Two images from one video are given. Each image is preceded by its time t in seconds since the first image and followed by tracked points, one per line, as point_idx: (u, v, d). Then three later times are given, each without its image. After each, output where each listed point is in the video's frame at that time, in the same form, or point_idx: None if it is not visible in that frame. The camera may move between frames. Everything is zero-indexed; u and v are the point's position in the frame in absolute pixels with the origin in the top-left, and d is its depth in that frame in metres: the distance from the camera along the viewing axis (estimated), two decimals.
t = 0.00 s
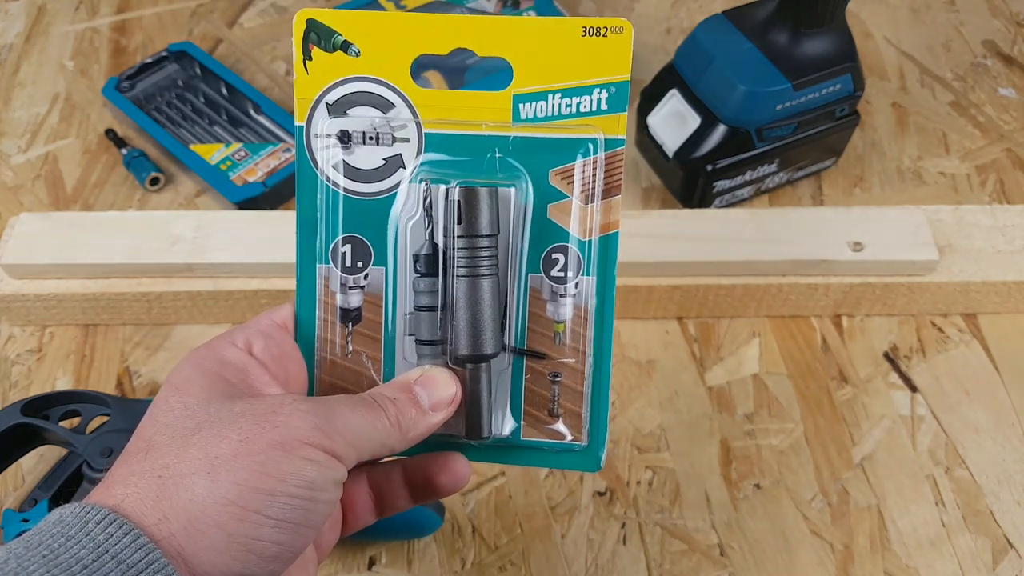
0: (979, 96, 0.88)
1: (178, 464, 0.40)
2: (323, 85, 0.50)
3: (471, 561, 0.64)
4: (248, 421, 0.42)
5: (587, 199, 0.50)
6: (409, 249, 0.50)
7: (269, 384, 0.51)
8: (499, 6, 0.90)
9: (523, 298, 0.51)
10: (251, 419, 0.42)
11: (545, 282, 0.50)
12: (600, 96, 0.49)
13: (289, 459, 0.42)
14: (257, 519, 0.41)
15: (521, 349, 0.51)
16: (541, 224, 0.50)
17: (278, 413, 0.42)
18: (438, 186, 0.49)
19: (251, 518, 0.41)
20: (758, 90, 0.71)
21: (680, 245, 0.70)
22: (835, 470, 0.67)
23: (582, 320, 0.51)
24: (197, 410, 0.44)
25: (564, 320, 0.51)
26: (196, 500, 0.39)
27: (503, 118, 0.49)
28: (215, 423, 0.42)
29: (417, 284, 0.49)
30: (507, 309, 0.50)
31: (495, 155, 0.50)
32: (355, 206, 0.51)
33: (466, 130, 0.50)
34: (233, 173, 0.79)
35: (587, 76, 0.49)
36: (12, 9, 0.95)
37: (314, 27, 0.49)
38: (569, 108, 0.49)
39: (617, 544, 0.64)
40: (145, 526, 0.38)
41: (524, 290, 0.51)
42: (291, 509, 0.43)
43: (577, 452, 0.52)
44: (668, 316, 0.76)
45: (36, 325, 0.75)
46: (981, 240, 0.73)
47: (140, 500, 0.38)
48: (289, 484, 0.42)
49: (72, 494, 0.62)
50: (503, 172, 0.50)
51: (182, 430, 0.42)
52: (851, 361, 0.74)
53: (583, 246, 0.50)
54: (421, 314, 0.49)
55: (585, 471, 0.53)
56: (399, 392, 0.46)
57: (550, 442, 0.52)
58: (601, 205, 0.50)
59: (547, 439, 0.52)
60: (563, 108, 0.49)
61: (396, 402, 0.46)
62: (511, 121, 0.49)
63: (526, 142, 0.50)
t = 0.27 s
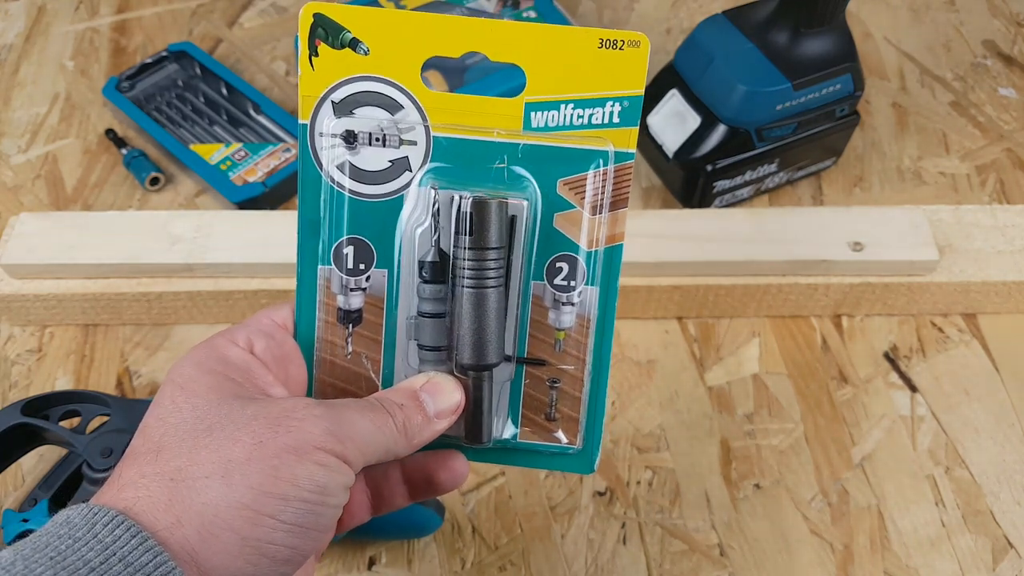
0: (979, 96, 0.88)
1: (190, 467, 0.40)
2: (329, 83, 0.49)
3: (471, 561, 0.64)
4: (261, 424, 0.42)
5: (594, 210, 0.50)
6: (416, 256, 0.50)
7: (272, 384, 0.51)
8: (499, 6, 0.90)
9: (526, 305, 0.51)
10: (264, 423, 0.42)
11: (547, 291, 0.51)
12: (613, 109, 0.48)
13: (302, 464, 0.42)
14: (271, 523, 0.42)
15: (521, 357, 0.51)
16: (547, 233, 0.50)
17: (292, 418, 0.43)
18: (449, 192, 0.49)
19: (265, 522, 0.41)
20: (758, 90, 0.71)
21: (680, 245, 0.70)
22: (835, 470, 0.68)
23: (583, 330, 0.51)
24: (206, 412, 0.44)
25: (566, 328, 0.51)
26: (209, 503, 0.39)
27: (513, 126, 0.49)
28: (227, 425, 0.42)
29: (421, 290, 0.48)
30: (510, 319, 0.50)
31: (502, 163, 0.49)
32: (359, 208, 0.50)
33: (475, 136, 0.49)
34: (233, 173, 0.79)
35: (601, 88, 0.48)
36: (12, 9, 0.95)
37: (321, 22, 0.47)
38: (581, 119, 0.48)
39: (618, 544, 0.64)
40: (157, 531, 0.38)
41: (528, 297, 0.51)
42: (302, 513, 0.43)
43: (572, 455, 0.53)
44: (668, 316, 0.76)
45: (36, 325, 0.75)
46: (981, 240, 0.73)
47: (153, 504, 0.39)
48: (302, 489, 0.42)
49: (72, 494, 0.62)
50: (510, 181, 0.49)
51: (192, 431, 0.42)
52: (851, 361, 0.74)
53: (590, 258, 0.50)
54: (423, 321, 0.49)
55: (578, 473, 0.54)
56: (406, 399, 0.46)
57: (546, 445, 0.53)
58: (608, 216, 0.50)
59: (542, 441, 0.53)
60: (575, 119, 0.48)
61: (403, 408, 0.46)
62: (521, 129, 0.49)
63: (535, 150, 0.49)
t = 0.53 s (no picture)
0: (979, 96, 0.88)
1: (191, 460, 0.40)
2: (334, 74, 0.49)
3: (471, 561, 0.64)
4: (262, 417, 0.42)
5: (596, 210, 0.50)
6: (417, 251, 0.50)
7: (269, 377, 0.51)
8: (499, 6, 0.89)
9: (526, 303, 0.51)
10: (264, 416, 0.42)
11: (547, 288, 0.50)
12: (618, 110, 0.48)
13: (303, 457, 0.42)
14: (271, 517, 0.42)
15: (520, 355, 0.51)
16: (548, 230, 0.50)
17: (292, 411, 0.43)
18: (451, 187, 0.49)
19: (266, 515, 0.41)
20: (758, 90, 0.71)
21: (680, 245, 0.70)
22: (835, 469, 0.67)
23: (581, 327, 0.51)
24: (206, 404, 0.44)
25: (563, 326, 0.51)
26: (210, 496, 0.40)
27: (517, 123, 0.49)
28: (227, 418, 0.42)
29: (422, 286, 0.49)
30: (509, 318, 0.50)
31: (505, 160, 0.49)
32: (361, 202, 0.50)
33: (479, 131, 0.49)
34: (233, 173, 0.79)
35: (607, 88, 0.48)
36: (12, 9, 0.95)
37: (328, 12, 0.47)
38: (586, 118, 0.48)
39: (617, 544, 0.64)
40: (157, 525, 0.38)
41: (528, 295, 0.51)
42: (303, 507, 0.43)
43: (567, 450, 0.53)
44: (668, 316, 0.76)
45: (36, 325, 0.75)
46: (981, 240, 0.73)
47: (154, 497, 0.39)
48: (302, 482, 0.42)
49: (72, 494, 0.62)
50: (512, 177, 0.49)
51: (192, 425, 0.42)
52: (851, 361, 0.74)
53: (590, 257, 0.50)
54: (422, 315, 0.49)
55: (572, 469, 0.54)
56: (406, 393, 0.46)
57: (541, 441, 0.53)
58: (609, 216, 0.50)
59: (539, 437, 0.53)
60: (579, 118, 0.48)
61: (403, 403, 0.46)
62: (525, 127, 0.49)
63: (538, 148, 0.49)
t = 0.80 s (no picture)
0: (979, 96, 0.88)
1: (193, 465, 0.40)
2: (343, 79, 0.49)
3: (471, 561, 0.64)
4: (263, 421, 0.42)
5: (600, 216, 0.50)
6: (422, 255, 0.50)
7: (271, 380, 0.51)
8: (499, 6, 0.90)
9: (529, 307, 0.51)
10: (266, 420, 0.42)
11: (550, 294, 0.51)
12: (623, 118, 0.48)
13: (305, 462, 0.42)
14: (273, 522, 0.42)
15: (523, 361, 0.51)
16: (552, 235, 0.50)
17: (294, 415, 0.43)
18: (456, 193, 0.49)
19: (268, 519, 0.41)
20: (758, 90, 0.71)
21: (680, 244, 0.70)
22: (835, 470, 0.68)
23: (584, 332, 0.51)
24: (208, 408, 0.44)
25: (567, 331, 0.51)
26: (212, 501, 0.40)
27: (524, 129, 0.49)
28: (229, 422, 0.42)
29: (425, 289, 0.48)
30: (513, 323, 0.50)
31: (511, 165, 0.49)
32: (367, 206, 0.50)
33: (485, 137, 0.49)
34: (233, 173, 0.79)
35: (612, 95, 0.48)
36: (12, 9, 0.95)
37: (337, 18, 0.47)
38: (590, 126, 0.48)
39: (618, 544, 0.64)
40: (160, 530, 0.38)
41: (531, 299, 0.51)
42: (305, 511, 0.43)
43: (570, 457, 0.53)
44: (668, 316, 0.76)
45: (36, 325, 0.75)
46: (981, 240, 0.73)
47: (157, 502, 0.39)
48: (304, 487, 0.42)
49: (72, 494, 0.62)
50: (517, 183, 0.49)
51: (194, 430, 0.42)
52: (851, 361, 0.74)
53: (591, 263, 0.50)
54: (426, 318, 0.49)
55: (574, 475, 0.54)
56: (409, 396, 0.46)
57: (543, 446, 0.53)
58: (613, 222, 0.50)
59: (541, 443, 0.53)
60: (584, 126, 0.48)
61: (407, 406, 0.46)
62: (531, 133, 0.49)
63: (544, 155, 0.49)
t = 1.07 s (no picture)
0: (979, 96, 0.88)
1: (192, 466, 0.40)
2: (341, 80, 0.49)
3: (471, 561, 0.64)
4: (263, 422, 0.42)
5: (598, 215, 0.50)
6: (420, 254, 0.50)
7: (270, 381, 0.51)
8: (499, 6, 0.90)
9: (528, 306, 0.51)
10: (266, 421, 0.42)
11: (548, 292, 0.51)
12: (619, 116, 0.48)
13: (304, 461, 0.42)
14: (273, 521, 0.42)
15: (522, 359, 0.51)
16: (550, 234, 0.50)
17: (293, 415, 0.43)
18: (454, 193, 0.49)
19: (268, 519, 0.41)
20: (757, 90, 0.71)
21: (680, 245, 0.70)
22: (835, 470, 0.68)
23: (583, 330, 0.51)
24: (207, 409, 0.44)
25: (566, 329, 0.51)
26: (212, 502, 0.40)
27: (521, 128, 0.49)
28: (229, 423, 0.42)
29: (424, 288, 0.48)
30: (513, 322, 0.50)
31: (509, 164, 0.49)
32: (366, 206, 0.50)
33: (483, 137, 0.49)
34: (233, 173, 0.79)
35: (608, 94, 0.48)
36: (12, 9, 0.95)
37: (336, 20, 0.47)
38: (587, 125, 0.48)
39: (618, 544, 0.64)
40: (160, 530, 0.38)
41: (530, 298, 0.51)
42: (304, 510, 0.43)
43: (570, 455, 0.53)
44: (668, 316, 0.76)
45: (36, 325, 0.75)
46: (980, 240, 0.73)
47: (157, 503, 0.39)
48: (304, 486, 0.42)
49: (72, 494, 0.62)
50: (514, 181, 0.50)
51: (193, 430, 0.42)
52: (851, 361, 0.74)
53: (591, 260, 0.50)
54: (426, 317, 0.49)
55: (575, 473, 0.54)
56: (409, 395, 0.46)
57: (543, 445, 0.53)
58: (610, 220, 0.50)
59: (541, 441, 0.53)
60: (581, 125, 0.48)
61: (406, 405, 0.46)
62: (528, 133, 0.49)
63: (542, 153, 0.49)
